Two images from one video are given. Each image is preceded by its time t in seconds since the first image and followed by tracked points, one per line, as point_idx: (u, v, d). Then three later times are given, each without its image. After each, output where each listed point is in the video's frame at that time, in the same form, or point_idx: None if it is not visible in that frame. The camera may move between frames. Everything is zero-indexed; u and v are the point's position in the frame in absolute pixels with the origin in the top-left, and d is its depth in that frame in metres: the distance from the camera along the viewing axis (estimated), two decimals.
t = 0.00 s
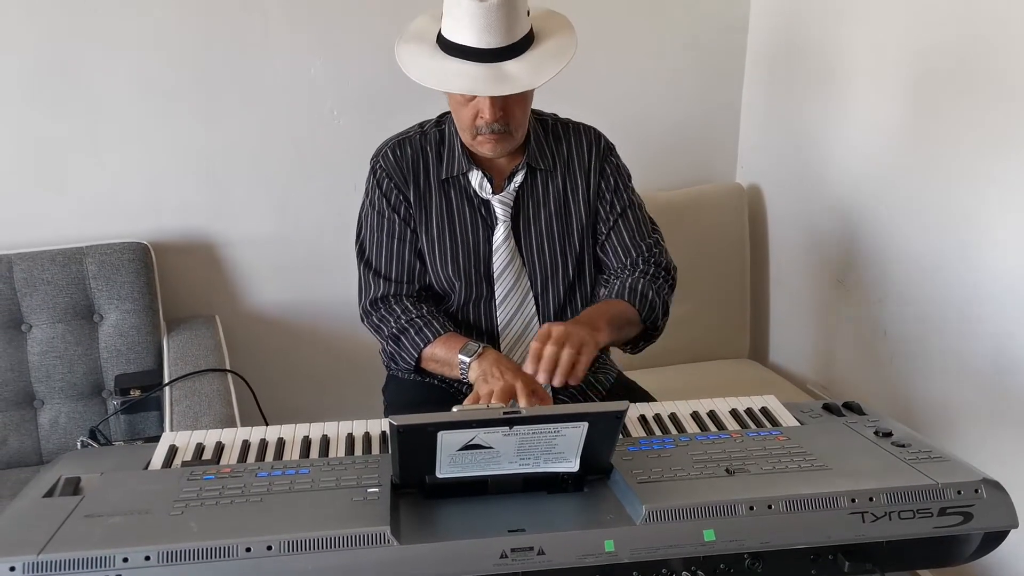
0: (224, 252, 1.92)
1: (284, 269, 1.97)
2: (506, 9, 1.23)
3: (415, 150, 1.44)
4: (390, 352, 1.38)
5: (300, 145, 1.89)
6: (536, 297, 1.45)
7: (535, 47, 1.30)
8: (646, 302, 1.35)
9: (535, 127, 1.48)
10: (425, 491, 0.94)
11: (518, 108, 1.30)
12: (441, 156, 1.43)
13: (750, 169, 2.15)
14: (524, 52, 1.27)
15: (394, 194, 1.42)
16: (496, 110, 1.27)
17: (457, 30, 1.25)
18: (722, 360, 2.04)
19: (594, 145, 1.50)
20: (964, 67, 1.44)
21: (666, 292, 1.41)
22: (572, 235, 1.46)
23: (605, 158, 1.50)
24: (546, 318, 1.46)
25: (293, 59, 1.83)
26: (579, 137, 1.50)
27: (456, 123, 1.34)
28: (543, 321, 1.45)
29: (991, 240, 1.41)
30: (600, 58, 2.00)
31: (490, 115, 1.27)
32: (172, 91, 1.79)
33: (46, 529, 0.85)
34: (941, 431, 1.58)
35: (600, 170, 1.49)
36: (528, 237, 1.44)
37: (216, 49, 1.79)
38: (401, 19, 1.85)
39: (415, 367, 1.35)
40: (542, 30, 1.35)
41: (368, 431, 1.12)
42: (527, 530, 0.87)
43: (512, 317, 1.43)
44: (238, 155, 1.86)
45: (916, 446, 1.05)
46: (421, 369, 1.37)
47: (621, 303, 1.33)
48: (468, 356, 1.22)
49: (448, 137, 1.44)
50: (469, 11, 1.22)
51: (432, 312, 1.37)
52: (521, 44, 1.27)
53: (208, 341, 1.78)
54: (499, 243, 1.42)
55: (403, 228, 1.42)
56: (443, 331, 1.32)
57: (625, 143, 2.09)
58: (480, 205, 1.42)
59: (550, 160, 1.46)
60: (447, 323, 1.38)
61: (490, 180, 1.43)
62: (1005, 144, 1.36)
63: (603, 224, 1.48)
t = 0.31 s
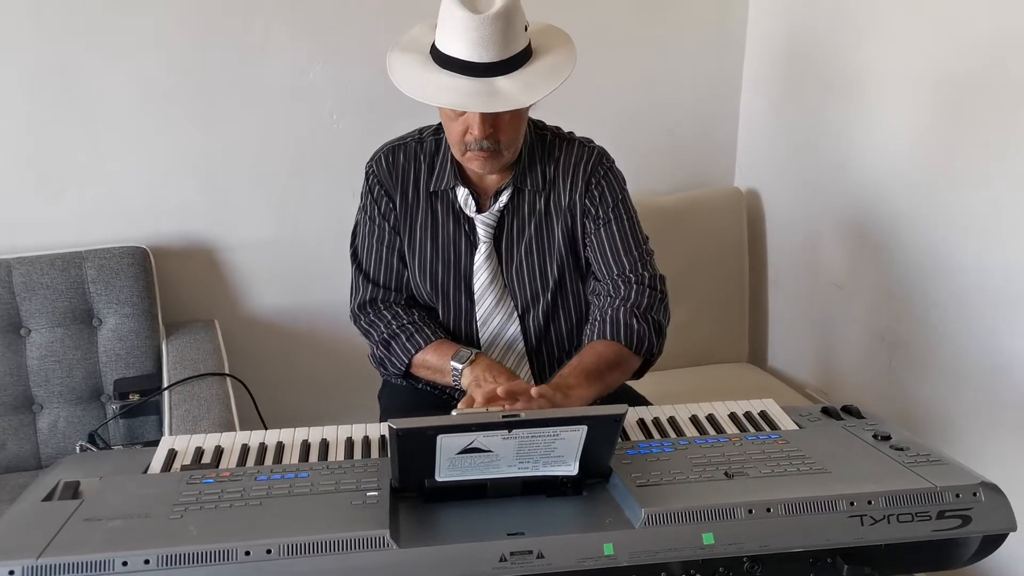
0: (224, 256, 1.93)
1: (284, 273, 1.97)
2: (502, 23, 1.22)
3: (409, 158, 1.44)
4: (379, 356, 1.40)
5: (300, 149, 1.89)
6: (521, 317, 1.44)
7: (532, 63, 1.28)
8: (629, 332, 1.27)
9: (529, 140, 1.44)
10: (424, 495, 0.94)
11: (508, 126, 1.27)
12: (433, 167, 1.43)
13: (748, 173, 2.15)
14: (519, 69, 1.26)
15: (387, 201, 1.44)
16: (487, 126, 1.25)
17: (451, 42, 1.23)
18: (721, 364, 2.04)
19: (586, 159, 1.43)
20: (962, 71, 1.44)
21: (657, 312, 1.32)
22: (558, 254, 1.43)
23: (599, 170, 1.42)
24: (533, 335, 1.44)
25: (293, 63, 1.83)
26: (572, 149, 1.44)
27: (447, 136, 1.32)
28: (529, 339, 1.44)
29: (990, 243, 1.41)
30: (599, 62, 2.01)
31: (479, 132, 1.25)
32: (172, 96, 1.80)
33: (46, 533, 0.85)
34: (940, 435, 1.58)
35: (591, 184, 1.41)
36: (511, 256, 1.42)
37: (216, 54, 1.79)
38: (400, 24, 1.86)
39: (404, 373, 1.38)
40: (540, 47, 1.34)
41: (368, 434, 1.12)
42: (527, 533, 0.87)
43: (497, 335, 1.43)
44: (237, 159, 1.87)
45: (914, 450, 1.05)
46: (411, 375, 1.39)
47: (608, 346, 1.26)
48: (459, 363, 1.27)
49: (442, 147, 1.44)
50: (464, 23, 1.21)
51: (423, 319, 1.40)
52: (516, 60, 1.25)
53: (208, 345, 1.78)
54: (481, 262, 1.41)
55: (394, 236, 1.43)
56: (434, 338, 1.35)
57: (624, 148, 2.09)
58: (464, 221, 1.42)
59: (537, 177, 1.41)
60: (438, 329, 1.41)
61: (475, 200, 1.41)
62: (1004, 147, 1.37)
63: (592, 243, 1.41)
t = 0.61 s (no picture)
0: (223, 259, 1.93)
1: (283, 275, 1.97)
2: (495, 39, 1.21)
3: (400, 170, 1.44)
4: (374, 368, 1.40)
5: (299, 152, 1.89)
6: (518, 328, 1.43)
7: (525, 79, 1.28)
8: (637, 337, 1.27)
9: (522, 149, 1.43)
10: (423, 497, 0.94)
11: (502, 142, 1.27)
12: (424, 179, 1.43)
13: (747, 177, 2.16)
14: (512, 85, 1.26)
15: (377, 214, 1.44)
16: (479, 143, 1.25)
17: (444, 58, 1.23)
18: (720, 367, 2.04)
19: (579, 167, 1.42)
20: (960, 75, 1.45)
21: (663, 318, 1.32)
22: (554, 264, 1.43)
23: (594, 178, 1.42)
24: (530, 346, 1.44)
25: (292, 67, 1.83)
26: (565, 158, 1.43)
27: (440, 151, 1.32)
28: (527, 351, 1.44)
29: (988, 246, 1.41)
30: (597, 66, 2.01)
31: (472, 147, 1.25)
32: (171, 100, 1.80)
33: (44, 535, 0.85)
34: (939, 437, 1.58)
35: (586, 193, 1.41)
36: (507, 268, 1.42)
37: (215, 57, 1.79)
38: (399, 29, 1.86)
39: (399, 383, 1.39)
40: (535, 61, 1.34)
41: (367, 437, 1.12)
42: (525, 536, 0.87)
43: (494, 348, 1.43)
44: (236, 162, 1.87)
45: (913, 452, 1.05)
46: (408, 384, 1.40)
47: (615, 351, 1.26)
48: (455, 370, 1.27)
49: (433, 159, 1.44)
50: (458, 40, 1.20)
51: (416, 329, 1.40)
52: (509, 76, 1.25)
53: (207, 348, 1.78)
54: (476, 275, 1.41)
55: (385, 250, 1.44)
56: (428, 347, 1.36)
57: (623, 151, 2.10)
58: (458, 234, 1.42)
59: (531, 188, 1.41)
60: (432, 339, 1.41)
61: (469, 213, 1.41)
62: (1002, 150, 1.37)
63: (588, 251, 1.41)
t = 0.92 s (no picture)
0: (221, 261, 1.93)
1: (282, 278, 1.97)
2: (485, 45, 1.21)
3: (397, 173, 1.44)
4: (372, 371, 1.41)
5: (298, 154, 1.89)
6: (516, 331, 1.44)
7: (517, 84, 1.28)
8: (633, 343, 1.27)
9: (518, 152, 1.44)
10: (421, 500, 0.94)
11: (493, 147, 1.28)
12: (422, 183, 1.43)
13: (745, 179, 2.16)
14: (503, 91, 1.25)
15: (375, 219, 1.44)
16: (470, 149, 1.26)
17: (434, 64, 1.23)
18: (719, 368, 2.04)
19: (575, 171, 1.43)
20: (956, 77, 1.45)
21: (660, 323, 1.33)
22: (551, 269, 1.43)
23: (590, 181, 1.42)
24: (528, 351, 1.44)
25: (291, 69, 1.83)
26: (562, 162, 1.43)
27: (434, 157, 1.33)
28: (524, 355, 1.44)
29: (986, 249, 1.42)
30: (596, 68, 2.01)
31: (463, 154, 1.26)
32: (170, 102, 1.80)
33: (42, 537, 0.85)
34: (937, 439, 1.58)
35: (582, 197, 1.41)
36: (503, 272, 1.43)
37: (214, 60, 1.80)
38: (397, 31, 1.86)
39: (399, 386, 1.40)
40: (527, 65, 1.33)
41: (365, 439, 1.11)
42: (523, 538, 0.87)
43: (491, 352, 1.43)
44: (235, 165, 1.87)
45: (911, 454, 1.05)
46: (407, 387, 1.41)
47: (612, 358, 1.26)
48: (453, 370, 1.29)
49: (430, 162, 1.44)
50: (448, 48, 1.20)
51: (415, 331, 1.41)
52: (500, 82, 1.25)
53: (205, 351, 1.78)
54: (473, 279, 1.41)
55: (383, 254, 1.44)
56: (427, 347, 1.37)
57: (621, 154, 2.10)
58: (455, 238, 1.42)
59: (527, 193, 1.41)
60: (430, 341, 1.42)
61: (465, 218, 1.41)
62: (1000, 152, 1.37)
63: (585, 255, 1.41)
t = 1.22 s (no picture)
0: (220, 262, 1.92)
1: (280, 280, 1.97)
2: (483, 48, 1.21)
3: (395, 176, 1.44)
4: (371, 375, 1.41)
5: (297, 156, 1.89)
6: (515, 334, 1.44)
7: (516, 87, 1.28)
8: (632, 347, 1.27)
9: (517, 156, 1.43)
10: (419, 502, 0.93)
11: (493, 150, 1.28)
12: (421, 186, 1.43)
13: (743, 181, 2.16)
14: (502, 94, 1.26)
15: (373, 222, 1.44)
16: (470, 152, 1.25)
17: (433, 66, 1.23)
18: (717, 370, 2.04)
19: (575, 174, 1.42)
20: (955, 77, 1.45)
21: (659, 328, 1.33)
22: (550, 272, 1.42)
23: (589, 185, 1.42)
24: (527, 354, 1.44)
25: (290, 71, 1.84)
26: (561, 165, 1.43)
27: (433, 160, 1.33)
28: (523, 358, 1.44)
29: (985, 250, 1.42)
30: (594, 69, 2.02)
31: (462, 157, 1.25)
32: (169, 104, 1.80)
33: (39, 540, 0.85)
34: (936, 440, 1.58)
35: (581, 201, 1.41)
36: (502, 275, 1.43)
37: (213, 62, 1.80)
38: (397, 33, 1.87)
39: (398, 389, 1.40)
40: (527, 68, 1.33)
41: (363, 441, 1.11)
42: (521, 540, 0.87)
43: (491, 355, 1.43)
44: (234, 166, 1.87)
45: (909, 456, 1.05)
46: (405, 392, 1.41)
47: (612, 362, 1.26)
48: (452, 378, 1.29)
49: (429, 165, 1.44)
50: (447, 50, 1.20)
51: (413, 335, 1.41)
52: (499, 85, 1.25)
53: (203, 352, 1.78)
54: (471, 283, 1.41)
55: (381, 257, 1.44)
56: (425, 355, 1.36)
57: (620, 155, 2.10)
58: (454, 241, 1.42)
59: (526, 196, 1.41)
60: (429, 345, 1.42)
61: (464, 221, 1.41)
62: (1000, 153, 1.37)
63: (585, 260, 1.41)
